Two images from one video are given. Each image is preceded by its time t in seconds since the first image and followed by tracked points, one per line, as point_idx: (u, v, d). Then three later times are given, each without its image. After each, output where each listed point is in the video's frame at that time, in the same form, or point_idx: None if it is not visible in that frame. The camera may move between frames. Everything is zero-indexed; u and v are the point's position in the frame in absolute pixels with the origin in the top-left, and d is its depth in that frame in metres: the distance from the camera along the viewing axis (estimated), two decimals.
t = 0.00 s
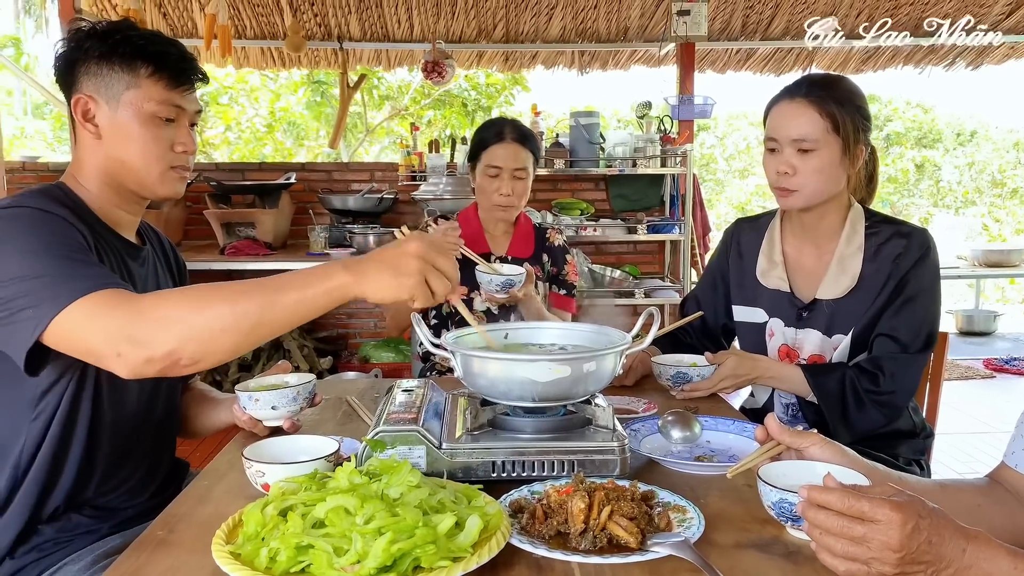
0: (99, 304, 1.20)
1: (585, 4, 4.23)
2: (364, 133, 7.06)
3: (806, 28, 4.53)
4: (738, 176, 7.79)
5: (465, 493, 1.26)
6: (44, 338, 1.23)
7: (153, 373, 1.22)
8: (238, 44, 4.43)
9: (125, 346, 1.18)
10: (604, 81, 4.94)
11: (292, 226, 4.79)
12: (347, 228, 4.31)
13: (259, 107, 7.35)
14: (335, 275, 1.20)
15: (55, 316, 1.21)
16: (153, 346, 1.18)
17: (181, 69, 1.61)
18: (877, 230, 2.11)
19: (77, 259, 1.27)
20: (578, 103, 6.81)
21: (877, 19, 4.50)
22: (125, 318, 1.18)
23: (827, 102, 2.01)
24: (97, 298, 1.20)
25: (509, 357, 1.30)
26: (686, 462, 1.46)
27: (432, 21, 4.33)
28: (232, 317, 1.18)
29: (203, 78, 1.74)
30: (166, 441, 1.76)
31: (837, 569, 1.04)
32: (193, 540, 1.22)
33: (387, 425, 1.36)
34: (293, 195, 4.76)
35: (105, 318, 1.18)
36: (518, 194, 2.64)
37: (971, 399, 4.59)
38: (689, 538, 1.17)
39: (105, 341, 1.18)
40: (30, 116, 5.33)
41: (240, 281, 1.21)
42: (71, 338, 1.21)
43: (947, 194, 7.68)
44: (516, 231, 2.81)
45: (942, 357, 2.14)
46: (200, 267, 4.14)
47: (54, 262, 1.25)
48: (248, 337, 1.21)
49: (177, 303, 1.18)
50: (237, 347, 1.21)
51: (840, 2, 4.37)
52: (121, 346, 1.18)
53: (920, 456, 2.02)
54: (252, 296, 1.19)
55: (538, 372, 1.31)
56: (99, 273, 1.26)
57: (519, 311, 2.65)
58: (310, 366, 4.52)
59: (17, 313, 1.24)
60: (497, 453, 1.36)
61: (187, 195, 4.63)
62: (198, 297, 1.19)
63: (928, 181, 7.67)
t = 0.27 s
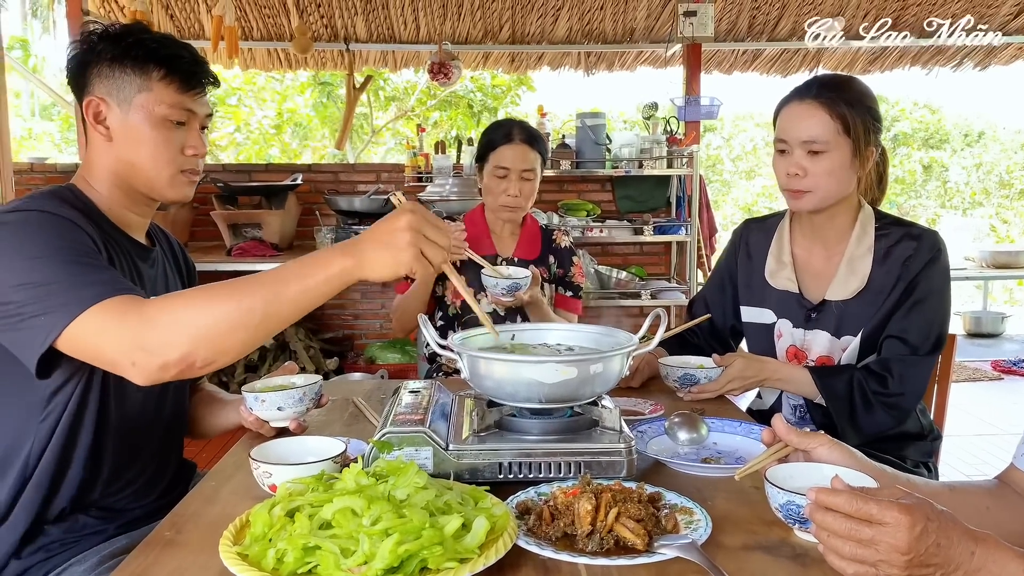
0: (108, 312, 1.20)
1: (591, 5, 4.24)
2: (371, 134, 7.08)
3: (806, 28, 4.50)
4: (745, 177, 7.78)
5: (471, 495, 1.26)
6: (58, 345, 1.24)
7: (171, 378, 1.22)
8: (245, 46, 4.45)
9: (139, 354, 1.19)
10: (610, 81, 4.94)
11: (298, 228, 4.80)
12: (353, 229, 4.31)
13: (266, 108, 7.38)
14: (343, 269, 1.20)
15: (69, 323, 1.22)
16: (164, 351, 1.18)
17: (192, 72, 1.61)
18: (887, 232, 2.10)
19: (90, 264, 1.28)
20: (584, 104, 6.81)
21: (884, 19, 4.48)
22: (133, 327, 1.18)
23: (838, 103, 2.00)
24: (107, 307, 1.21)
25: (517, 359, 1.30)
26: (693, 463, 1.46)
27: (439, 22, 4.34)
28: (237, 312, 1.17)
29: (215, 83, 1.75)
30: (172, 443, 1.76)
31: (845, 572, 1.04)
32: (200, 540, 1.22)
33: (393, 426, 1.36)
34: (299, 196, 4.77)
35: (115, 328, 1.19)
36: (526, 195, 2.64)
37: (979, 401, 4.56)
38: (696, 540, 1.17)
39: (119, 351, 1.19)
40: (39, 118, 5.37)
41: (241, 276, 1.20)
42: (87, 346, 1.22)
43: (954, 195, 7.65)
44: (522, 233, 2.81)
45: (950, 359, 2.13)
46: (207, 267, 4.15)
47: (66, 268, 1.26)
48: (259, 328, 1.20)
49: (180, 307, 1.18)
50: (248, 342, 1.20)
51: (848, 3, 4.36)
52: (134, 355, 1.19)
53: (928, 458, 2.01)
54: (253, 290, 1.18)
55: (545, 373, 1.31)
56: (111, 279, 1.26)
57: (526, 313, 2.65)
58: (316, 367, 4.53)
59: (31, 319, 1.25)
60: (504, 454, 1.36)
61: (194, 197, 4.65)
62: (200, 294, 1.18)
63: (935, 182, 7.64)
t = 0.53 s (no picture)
0: (136, 307, 1.20)
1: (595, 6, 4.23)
2: (375, 135, 7.09)
3: (805, 28, 4.48)
4: (749, 177, 7.76)
5: (474, 496, 1.26)
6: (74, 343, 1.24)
7: (196, 372, 1.23)
8: (249, 47, 4.46)
9: (169, 347, 1.19)
10: (614, 82, 4.94)
11: (303, 228, 4.81)
12: (357, 230, 4.32)
13: (270, 109, 7.39)
14: (375, 281, 1.25)
15: (88, 321, 1.21)
16: (197, 346, 1.19)
17: (191, 73, 1.62)
18: (896, 232, 2.09)
19: (104, 263, 1.28)
20: (588, 105, 6.80)
21: (889, 19, 4.46)
22: (166, 320, 1.19)
23: (845, 103, 2.00)
24: (135, 303, 1.21)
25: (519, 359, 1.30)
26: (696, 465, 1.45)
27: (442, 23, 4.34)
28: (271, 314, 1.20)
29: (215, 83, 1.75)
30: (176, 443, 1.77)
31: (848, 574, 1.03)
32: (202, 541, 1.22)
33: (396, 426, 1.36)
34: (304, 197, 4.78)
35: (145, 321, 1.19)
36: (529, 196, 2.65)
37: (985, 402, 4.54)
38: (699, 542, 1.17)
39: (148, 343, 1.19)
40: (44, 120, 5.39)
41: (280, 282, 1.22)
42: (108, 342, 1.22)
43: (960, 195, 7.62)
44: (526, 234, 2.81)
45: (955, 360, 2.13)
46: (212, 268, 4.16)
47: (78, 267, 1.26)
48: (289, 332, 1.23)
49: (216, 306, 1.20)
50: (277, 343, 1.23)
51: (852, 3, 4.34)
52: (164, 348, 1.19)
53: (932, 460, 1.99)
54: (289, 296, 1.21)
55: (548, 374, 1.31)
56: (128, 276, 1.26)
57: (529, 314, 2.65)
58: (321, 368, 4.53)
59: (44, 319, 1.25)
60: (506, 455, 1.36)
61: (199, 198, 4.66)
62: (235, 295, 1.21)
63: (941, 183, 7.60)
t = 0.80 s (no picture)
0: (140, 305, 1.21)
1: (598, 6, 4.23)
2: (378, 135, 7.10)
3: (805, 28, 4.47)
4: (752, 178, 7.75)
5: (478, 496, 1.26)
6: (85, 339, 1.24)
7: (212, 361, 1.24)
8: (253, 47, 4.47)
9: (186, 334, 1.20)
10: (617, 82, 4.94)
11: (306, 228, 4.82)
12: (360, 230, 4.33)
13: (273, 110, 7.40)
14: (394, 283, 1.28)
15: (100, 316, 1.21)
16: (215, 335, 1.20)
17: (190, 72, 1.62)
18: (904, 232, 2.09)
19: (114, 258, 1.28)
20: (591, 105, 6.79)
21: (893, 19, 4.45)
22: (185, 309, 1.20)
23: (853, 103, 1.99)
24: (150, 294, 1.21)
25: (522, 359, 1.30)
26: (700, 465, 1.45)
27: (446, 23, 4.34)
28: (289, 309, 1.22)
29: (214, 82, 1.75)
30: (179, 442, 1.77)
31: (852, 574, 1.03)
32: (206, 541, 1.22)
33: (399, 426, 1.36)
34: (307, 197, 4.79)
35: (163, 308, 1.19)
36: (532, 194, 2.64)
37: (989, 403, 4.52)
38: (702, 542, 1.17)
39: (165, 330, 1.19)
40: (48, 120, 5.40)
41: (298, 278, 1.24)
42: (120, 332, 1.21)
43: (964, 196, 7.60)
44: (530, 234, 2.81)
45: (960, 361, 2.12)
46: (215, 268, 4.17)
47: (86, 263, 1.26)
48: (304, 329, 1.24)
49: (238, 297, 1.21)
50: (293, 338, 1.24)
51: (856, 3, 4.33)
52: (181, 334, 1.19)
53: (936, 461, 1.99)
54: (308, 292, 1.23)
55: (551, 374, 1.31)
56: (138, 270, 1.26)
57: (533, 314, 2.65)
58: (324, 368, 4.54)
59: (53, 316, 1.26)
60: (509, 455, 1.36)
61: (202, 198, 4.67)
62: (255, 290, 1.23)
63: (945, 183, 7.58)
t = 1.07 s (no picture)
0: (144, 305, 1.21)
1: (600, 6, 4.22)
2: (380, 135, 7.10)
3: (805, 28, 4.47)
4: (755, 178, 7.75)
5: (481, 495, 1.26)
6: (79, 342, 1.24)
7: (197, 369, 1.23)
8: (255, 47, 4.47)
9: (174, 339, 1.20)
10: (619, 82, 4.94)
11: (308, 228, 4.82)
12: (363, 230, 4.33)
13: (275, 110, 7.40)
14: (384, 291, 1.24)
15: (93, 319, 1.21)
16: (202, 341, 1.20)
17: (187, 71, 1.62)
18: (911, 231, 2.08)
19: (108, 260, 1.28)
20: (593, 105, 6.80)
21: (895, 19, 4.45)
22: (172, 315, 1.19)
23: (859, 100, 1.99)
24: (138, 298, 1.21)
25: (526, 358, 1.30)
26: (704, 465, 1.45)
27: (448, 23, 4.34)
28: (277, 314, 1.20)
29: (213, 81, 1.76)
30: (181, 441, 1.77)
31: (857, 573, 1.03)
32: (209, 540, 1.22)
33: (403, 425, 1.36)
34: (309, 197, 4.79)
35: (149, 314, 1.19)
36: (532, 190, 2.64)
37: (992, 403, 4.52)
38: (707, 542, 1.16)
39: (153, 335, 1.19)
40: (52, 121, 5.42)
41: (291, 283, 1.23)
42: (110, 336, 1.22)
43: (966, 196, 7.59)
44: (530, 233, 2.80)
45: (964, 361, 2.12)
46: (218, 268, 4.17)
47: (81, 265, 1.26)
48: (295, 335, 1.23)
49: (225, 302, 1.20)
50: (281, 344, 1.22)
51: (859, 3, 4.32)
52: (169, 340, 1.19)
53: (940, 460, 1.98)
54: (298, 298, 1.22)
55: (555, 374, 1.31)
56: (130, 273, 1.26)
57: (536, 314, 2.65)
58: (327, 368, 4.54)
59: (47, 318, 1.26)
60: (513, 455, 1.36)
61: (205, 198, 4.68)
62: (245, 294, 1.21)
63: (948, 183, 7.57)
